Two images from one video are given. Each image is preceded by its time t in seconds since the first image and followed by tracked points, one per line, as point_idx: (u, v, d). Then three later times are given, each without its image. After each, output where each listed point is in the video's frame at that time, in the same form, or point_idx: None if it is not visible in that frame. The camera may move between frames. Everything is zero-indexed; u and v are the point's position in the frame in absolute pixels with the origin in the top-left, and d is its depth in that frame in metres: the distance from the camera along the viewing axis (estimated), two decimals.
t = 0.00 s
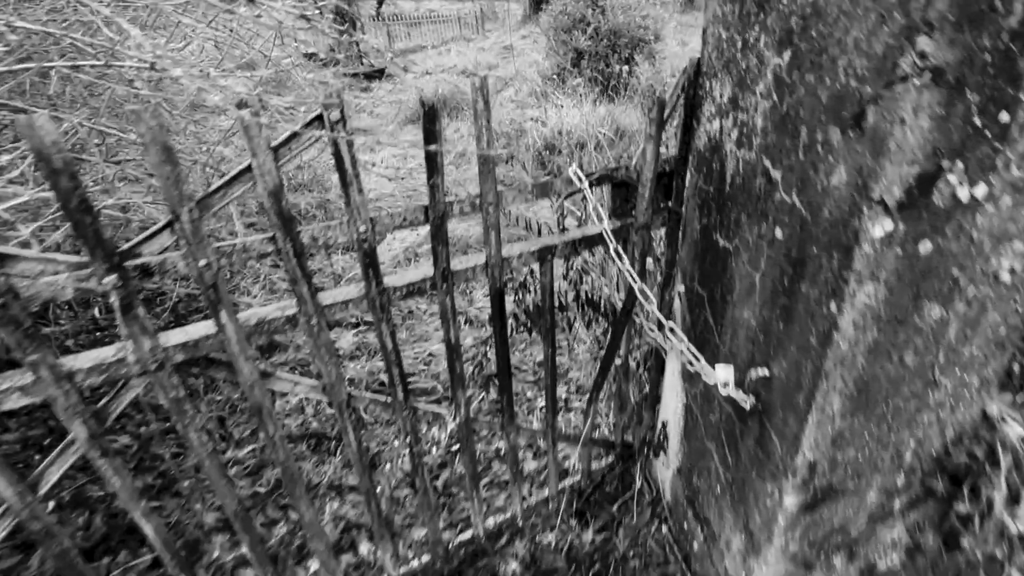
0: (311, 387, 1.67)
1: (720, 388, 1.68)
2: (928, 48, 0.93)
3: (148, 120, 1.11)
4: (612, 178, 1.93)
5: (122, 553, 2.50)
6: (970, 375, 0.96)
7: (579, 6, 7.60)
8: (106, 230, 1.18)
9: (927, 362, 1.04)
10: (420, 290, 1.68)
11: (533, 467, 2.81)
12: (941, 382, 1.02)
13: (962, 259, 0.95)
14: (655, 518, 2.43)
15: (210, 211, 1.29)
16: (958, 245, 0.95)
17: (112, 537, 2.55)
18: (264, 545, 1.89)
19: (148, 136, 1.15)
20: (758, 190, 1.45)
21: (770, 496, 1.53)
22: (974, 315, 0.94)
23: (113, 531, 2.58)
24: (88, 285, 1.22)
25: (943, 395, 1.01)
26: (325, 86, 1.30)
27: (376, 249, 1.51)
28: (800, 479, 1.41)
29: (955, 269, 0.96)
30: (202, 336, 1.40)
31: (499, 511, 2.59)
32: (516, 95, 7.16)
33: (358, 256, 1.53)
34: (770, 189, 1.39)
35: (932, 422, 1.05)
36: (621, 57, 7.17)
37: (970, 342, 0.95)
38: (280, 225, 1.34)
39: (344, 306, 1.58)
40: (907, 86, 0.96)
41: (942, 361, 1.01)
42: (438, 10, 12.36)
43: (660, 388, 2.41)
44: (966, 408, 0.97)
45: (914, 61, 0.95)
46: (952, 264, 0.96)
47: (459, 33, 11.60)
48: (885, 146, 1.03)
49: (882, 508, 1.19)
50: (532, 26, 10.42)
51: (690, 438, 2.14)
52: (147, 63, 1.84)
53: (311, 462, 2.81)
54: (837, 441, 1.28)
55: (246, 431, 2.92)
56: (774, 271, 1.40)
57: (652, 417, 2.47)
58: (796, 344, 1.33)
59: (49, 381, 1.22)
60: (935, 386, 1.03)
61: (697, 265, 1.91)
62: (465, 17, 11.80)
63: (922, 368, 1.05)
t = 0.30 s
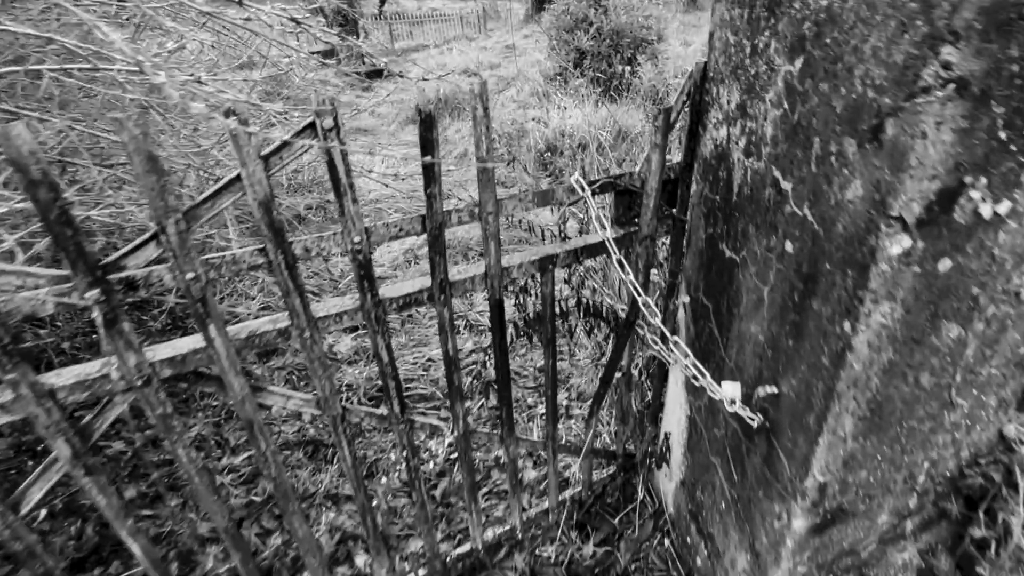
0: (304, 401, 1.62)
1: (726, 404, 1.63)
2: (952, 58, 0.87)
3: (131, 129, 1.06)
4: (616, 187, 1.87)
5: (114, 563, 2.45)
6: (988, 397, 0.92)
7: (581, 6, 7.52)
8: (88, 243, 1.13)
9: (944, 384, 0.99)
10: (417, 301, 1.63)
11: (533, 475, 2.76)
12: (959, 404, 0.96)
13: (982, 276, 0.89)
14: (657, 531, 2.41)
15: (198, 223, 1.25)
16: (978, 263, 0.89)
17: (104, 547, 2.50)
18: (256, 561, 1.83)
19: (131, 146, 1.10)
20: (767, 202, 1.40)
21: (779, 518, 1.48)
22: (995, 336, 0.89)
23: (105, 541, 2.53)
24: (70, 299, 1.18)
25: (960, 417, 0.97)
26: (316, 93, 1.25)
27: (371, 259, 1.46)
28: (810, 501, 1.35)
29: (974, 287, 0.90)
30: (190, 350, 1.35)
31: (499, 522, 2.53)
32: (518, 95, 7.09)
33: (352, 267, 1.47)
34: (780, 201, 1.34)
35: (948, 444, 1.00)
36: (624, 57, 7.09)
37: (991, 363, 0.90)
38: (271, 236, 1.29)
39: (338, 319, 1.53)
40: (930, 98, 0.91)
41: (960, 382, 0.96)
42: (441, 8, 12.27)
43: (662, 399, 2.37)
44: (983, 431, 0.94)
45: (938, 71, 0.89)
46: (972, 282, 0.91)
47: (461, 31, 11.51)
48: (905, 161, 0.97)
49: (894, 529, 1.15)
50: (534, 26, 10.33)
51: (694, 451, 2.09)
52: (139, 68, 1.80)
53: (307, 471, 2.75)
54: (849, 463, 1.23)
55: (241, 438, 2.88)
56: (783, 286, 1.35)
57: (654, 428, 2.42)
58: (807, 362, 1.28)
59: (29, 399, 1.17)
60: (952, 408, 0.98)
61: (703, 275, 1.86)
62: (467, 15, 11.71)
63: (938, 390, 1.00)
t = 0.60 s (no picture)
0: (297, 421, 1.55)
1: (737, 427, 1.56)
2: (995, 71, 0.81)
3: (110, 141, 1.00)
4: (623, 198, 1.79)
5: None
6: (1021, 428, 0.87)
7: (586, 6, 7.42)
8: (66, 261, 1.06)
9: (971, 413, 0.93)
10: (415, 318, 1.56)
11: (535, 488, 2.69)
12: (986, 434, 0.92)
13: (1018, 303, 0.83)
14: (663, 549, 2.34)
15: (183, 238, 1.18)
16: (1015, 289, 0.83)
17: (95, 560, 2.44)
18: None
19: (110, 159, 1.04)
20: (784, 217, 1.33)
21: (794, 548, 1.40)
22: None
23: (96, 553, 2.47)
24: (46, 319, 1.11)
25: (987, 447, 0.92)
26: (310, 102, 1.20)
27: (367, 274, 1.40)
28: (828, 533, 1.27)
29: (1010, 314, 0.85)
30: (177, 370, 1.29)
31: (500, 537, 2.47)
32: (522, 96, 7.01)
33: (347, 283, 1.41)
34: (798, 217, 1.27)
35: (974, 474, 0.95)
36: (628, 57, 6.99)
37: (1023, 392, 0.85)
38: (262, 252, 1.23)
39: (333, 336, 1.46)
40: (970, 114, 0.84)
41: (988, 412, 0.91)
42: (444, 7, 12.21)
43: (668, 413, 2.30)
44: (1011, 459, 0.90)
45: (978, 85, 0.83)
46: (1009, 309, 0.85)
47: (465, 30, 11.43)
48: (939, 180, 0.90)
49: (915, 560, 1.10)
50: (538, 26, 10.24)
51: (702, 469, 2.02)
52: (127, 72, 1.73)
53: (303, 483, 2.68)
54: (870, 495, 1.15)
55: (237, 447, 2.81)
56: (800, 306, 1.28)
57: (660, 443, 2.35)
58: (825, 388, 1.21)
59: (3, 425, 1.11)
60: (978, 437, 0.93)
61: (712, 290, 1.79)
62: (471, 15, 11.64)
63: (965, 419, 0.95)
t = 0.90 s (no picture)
0: (294, 432, 1.51)
1: (746, 440, 1.52)
2: None
3: (97, 147, 0.96)
4: (628, 202, 1.79)
5: None
6: None
7: (588, 5, 7.34)
8: (51, 271, 1.02)
9: (992, 430, 0.87)
10: (415, 326, 1.51)
11: (537, 495, 2.65)
12: (1008, 451, 0.86)
13: None
14: (667, 560, 2.31)
15: (174, 246, 1.14)
16: None
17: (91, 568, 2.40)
18: None
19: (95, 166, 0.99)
20: (797, 226, 1.28)
21: (806, 567, 1.36)
22: None
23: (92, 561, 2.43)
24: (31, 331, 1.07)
25: (1008, 465, 0.86)
26: (305, 106, 1.15)
27: (366, 283, 1.35)
28: (842, 553, 1.22)
29: None
30: (168, 382, 1.24)
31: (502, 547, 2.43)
32: (524, 95, 6.96)
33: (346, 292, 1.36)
34: (813, 226, 1.22)
35: (993, 492, 0.89)
36: (631, 57, 6.92)
37: None
38: (256, 261, 1.18)
39: (331, 346, 1.41)
40: (1001, 121, 0.79)
41: (1010, 428, 0.85)
42: (447, 6, 12.15)
43: (673, 421, 2.25)
44: None
45: (1011, 91, 0.78)
46: None
47: (466, 29, 11.38)
48: (966, 190, 0.86)
49: None
50: (541, 25, 10.18)
51: (708, 480, 1.98)
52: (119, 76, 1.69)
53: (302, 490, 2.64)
54: (886, 515, 1.11)
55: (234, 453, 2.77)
56: (814, 318, 1.24)
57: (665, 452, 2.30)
58: (840, 403, 1.16)
59: None
60: (998, 455, 0.87)
61: (720, 297, 1.75)
62: (473, 14, 11.58)
63: (986, 436, 0.89)
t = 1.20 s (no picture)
0: (292, 443, 1.47)
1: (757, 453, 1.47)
2: None
3: (83, 153, 0.92)
4: (635, 208, 1.74)
5: None
6: None
7: (590, 5, 7.28)
8: (36, 282, 0.98)
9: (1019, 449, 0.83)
10: (416, 335, 1.47)
11: (540, 502, 2.60)
12: None
13: None
14: (673, 570, 2.26)
15: (166, 255, 1.09)
16: None
17: None
18: None
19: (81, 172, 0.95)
20: (812, 233, 1.24)
21: None
22: None
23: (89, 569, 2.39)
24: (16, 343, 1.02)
25: None
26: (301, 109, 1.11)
27: (365, 290, 1.31)
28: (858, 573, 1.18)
29: None
30: (161, 395, 1.20)
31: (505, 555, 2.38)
32: (526, 94, 6.91)
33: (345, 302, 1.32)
34: (829, 234, 1.18)
35: (1018, 512, 0.85)
36: (634, 56, 6.87)
37: None
38: (251, 270, 1.14)
39: (329, 355, 1.37)
40: None
41: None
42: (449, 6, 12.11)
43: (679, 428, 2.21)
44: None
45: None
46: None
47: (468, 29, 11.33)
48: (997, 199, 0.82)
49: None
50: (543, 24, 10.13)
51: (716, 490, 1.93)
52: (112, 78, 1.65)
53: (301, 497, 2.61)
54: (905, 535, 1.06)
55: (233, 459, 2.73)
56: (830, 329, 1.20)
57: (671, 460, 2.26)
58: (858, 419, 1.12)
59: None
60: None
61: (729, 304, 1.70)
62: (475, 14, 11.54)
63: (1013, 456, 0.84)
